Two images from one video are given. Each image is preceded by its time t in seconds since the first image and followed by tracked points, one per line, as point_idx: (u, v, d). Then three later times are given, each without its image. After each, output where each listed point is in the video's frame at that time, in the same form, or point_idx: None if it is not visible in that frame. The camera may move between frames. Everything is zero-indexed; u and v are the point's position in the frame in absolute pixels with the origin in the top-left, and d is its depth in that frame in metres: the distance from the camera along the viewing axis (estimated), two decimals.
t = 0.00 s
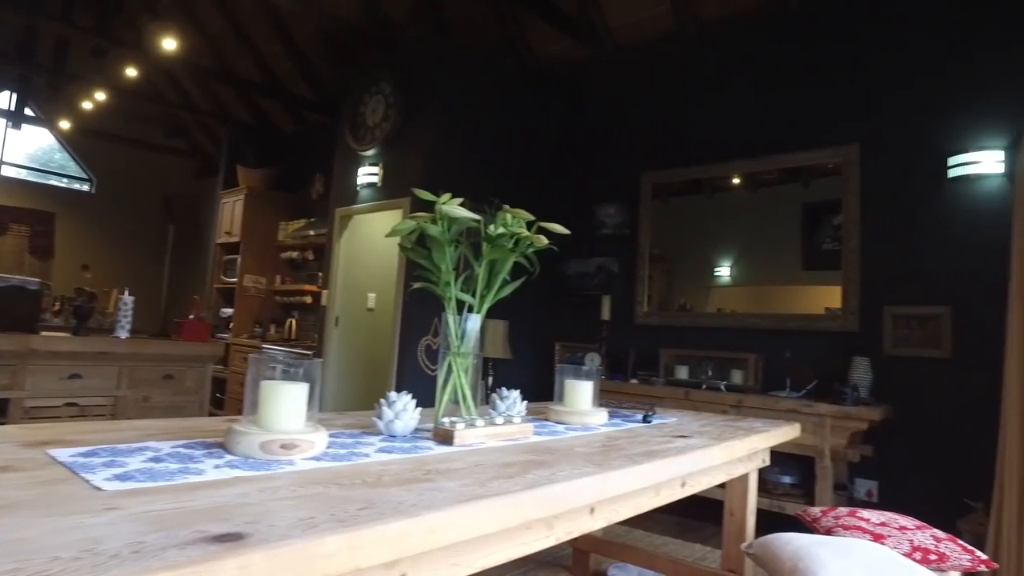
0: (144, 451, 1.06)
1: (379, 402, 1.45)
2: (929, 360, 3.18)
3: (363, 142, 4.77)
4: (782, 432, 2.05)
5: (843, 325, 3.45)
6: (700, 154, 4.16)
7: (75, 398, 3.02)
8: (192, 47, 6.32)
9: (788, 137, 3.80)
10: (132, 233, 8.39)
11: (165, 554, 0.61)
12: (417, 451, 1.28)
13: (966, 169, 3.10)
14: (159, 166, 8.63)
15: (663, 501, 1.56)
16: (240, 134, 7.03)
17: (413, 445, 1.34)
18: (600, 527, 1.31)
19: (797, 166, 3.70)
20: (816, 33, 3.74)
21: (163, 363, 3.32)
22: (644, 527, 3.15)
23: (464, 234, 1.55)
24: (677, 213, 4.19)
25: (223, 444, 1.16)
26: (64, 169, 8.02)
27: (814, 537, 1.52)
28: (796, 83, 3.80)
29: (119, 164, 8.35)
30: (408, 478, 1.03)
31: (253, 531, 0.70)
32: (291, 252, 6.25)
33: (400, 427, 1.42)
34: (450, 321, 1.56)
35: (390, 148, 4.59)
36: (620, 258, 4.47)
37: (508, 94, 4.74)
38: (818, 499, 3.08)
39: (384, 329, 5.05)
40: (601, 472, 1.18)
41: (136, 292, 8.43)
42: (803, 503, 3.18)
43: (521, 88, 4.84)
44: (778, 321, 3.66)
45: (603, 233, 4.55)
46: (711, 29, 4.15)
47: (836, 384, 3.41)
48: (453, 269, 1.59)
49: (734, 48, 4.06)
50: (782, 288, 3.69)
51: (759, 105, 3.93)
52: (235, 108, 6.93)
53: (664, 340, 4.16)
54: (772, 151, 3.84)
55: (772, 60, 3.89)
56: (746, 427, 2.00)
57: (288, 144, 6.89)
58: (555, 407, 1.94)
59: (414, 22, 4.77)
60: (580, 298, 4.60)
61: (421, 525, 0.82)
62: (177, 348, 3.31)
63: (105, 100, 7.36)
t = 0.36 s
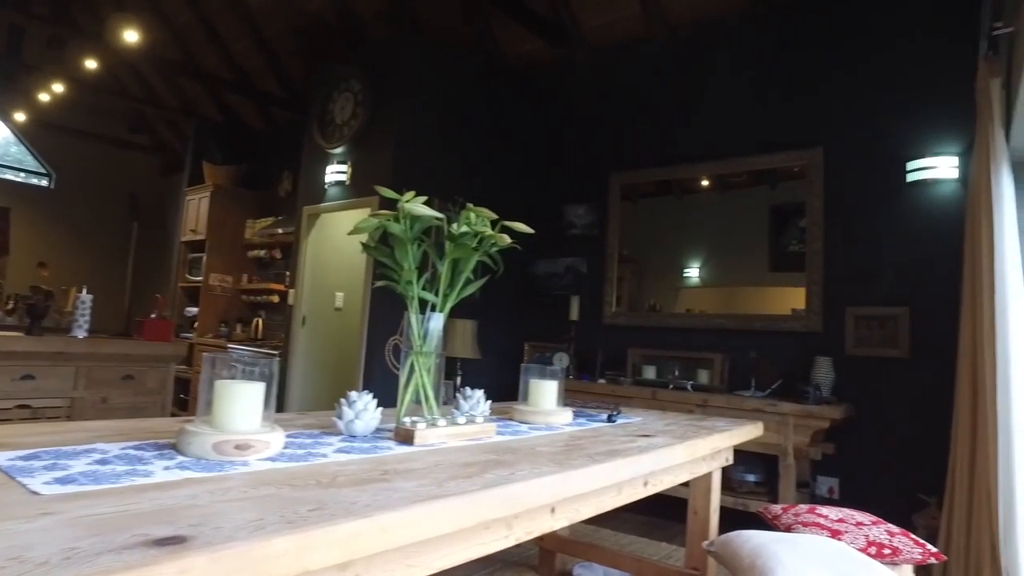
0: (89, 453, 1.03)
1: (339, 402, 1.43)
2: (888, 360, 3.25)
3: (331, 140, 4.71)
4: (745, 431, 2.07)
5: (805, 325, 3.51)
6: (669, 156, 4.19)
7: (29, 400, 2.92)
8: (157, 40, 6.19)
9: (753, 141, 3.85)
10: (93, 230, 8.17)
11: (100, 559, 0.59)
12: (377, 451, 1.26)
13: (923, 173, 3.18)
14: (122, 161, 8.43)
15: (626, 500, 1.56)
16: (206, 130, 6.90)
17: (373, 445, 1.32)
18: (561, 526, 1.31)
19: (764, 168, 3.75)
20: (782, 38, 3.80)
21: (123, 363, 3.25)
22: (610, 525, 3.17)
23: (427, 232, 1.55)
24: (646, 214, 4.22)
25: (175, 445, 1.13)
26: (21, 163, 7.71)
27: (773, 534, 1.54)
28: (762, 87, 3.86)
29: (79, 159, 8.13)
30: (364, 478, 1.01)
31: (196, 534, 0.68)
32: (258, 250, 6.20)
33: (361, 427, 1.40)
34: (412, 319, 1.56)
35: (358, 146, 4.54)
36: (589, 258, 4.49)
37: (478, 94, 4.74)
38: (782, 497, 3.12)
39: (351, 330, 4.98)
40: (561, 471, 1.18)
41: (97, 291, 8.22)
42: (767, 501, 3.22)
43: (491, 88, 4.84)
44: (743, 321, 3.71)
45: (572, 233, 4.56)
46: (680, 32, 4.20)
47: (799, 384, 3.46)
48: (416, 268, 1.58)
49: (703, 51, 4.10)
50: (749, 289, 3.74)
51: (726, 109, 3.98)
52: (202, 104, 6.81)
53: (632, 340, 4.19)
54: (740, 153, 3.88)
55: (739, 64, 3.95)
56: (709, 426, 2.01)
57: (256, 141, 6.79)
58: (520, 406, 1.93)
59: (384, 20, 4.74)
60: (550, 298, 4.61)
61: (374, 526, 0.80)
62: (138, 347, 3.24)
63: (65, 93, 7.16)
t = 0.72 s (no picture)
0: (26, 457, 1.00)
1: (294, 402, 1.41)
2: (846, 360, 3.32)
3: (295, 137, 4.64)
4: (705, 430, 2.09)
5: (766, 326, 3.57)
6: (636, 158, 4.22)
7: None
8: (116, 32, 6.03)
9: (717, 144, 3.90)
10: (48, 225, 7.93)
11: (22, 569, 0.57)
12: (331, 452, 1.24)
13: (880, 178, 3.25)
14: (79, 156, 8.20)
15: (585, 500, 1.56)
16: (168, 125, 6.75)
17: (328, 446, 1.30)
18: (518, 527, 1.30)
19: (727, 171, 3.80)
20: (746, 42, 3.86)
21: (76, 364, 3.16)
22: (574, 525, 3.17)
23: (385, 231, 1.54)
24: (612, 215, 4.25)
25: (118, 448, 1.09)
26: None
27: (729, 532, 1.55)
28: (726, 91, 3.91)
29: (34, 153, 7.88)
30: (315, 479, 0.99)
31: (129, 540, 0.66)
32: (222, 249, 6.08)
33: (316, 427, 1.38)
34: (370, 319, 1.54)
35: (323, 143, 4.48)
36: (555, 259, 4.50)
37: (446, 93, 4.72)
38: (743, 495, 3.16)
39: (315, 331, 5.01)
40: (517, 472, 1.17)
41: (52, 288, 7.97)
42: (728, 499, 3.26)
43: (459, 87, 4.82)
44: (706, 321, 3.76)
45: (539, 234, 4.57)
46: (647, 35, 4.23)
47: (759, 384, 3.52)
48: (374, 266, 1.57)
49: (669, 54, 4.14)
50: (714, 290, 3.79)
51: (691, 111, 4.03)
52: (164, 99, 6.66)
53: (597, 340, 4.21)
54: (705, 155, 3.92)
55: (705, 68, 3.99)
56: (669, 425, 2.03)
57: (220, 137, 6.66)
58: (482, 407, 1.93)
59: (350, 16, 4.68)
60: (516, 298, 4.61)
61: (320, 528, 0.79)
62: (93, 347, 3.15)
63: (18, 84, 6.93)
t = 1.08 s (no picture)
0: None
1: (249, 402, 1.37)
2: (807, 360, 3.37)
3: (259, 133, 4.55)
4: (668, 429, 2.10)
5: (730, 327, 3.61)
6: (604, 159, 4.23)
7: None
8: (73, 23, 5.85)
9: (683, 146, 3.94)
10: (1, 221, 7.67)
11: None
12: (285, 453, 1.21)
13: (841, 181, 3.31)
14: (34, 149, 7.95)
15: (546, 501, 1.55)
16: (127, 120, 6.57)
17: (283, 447, 1.26)
18: (478, 528, 1.28)
19: (693, 173, 3.83)
20: (713, 46, 3.89)
21: (25, 365, 3.05)
22: (539, 525, 3.16)
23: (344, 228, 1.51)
24: (579, 215, 4.26)
25: (58, 452, 1.05)
26: None
27: (689, 531, 1.56)
28: (693, 93, 3.94)
29: None
30: (265, 482, 0.96)
31: (56, 549, 0.63)
32: (184, 247, 5.95)
33: (271, 428, 1.35)
34: (328, 317, 1.51)
35: (287, 140, 4.40)
36: (523, 259, 4.49)
37: (414, 91, 4.67)
38: (706, 494, 3.19)
39: (276, 331, 4.97)
40: (476, 473, 1.16)
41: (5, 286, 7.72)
42: (692, 498, 3.29)
43: (428, 85, 4.78)
44: (672, 322, 3.79)
45: (506, 234, 4.56)
46: (615, 37, 4.25)
47: (723, 383, 3.56)
48: (333, 264, 1.54)
49: (638, 56, 4.16)
50: (679, 290, 3.82)
51: (658, 113, 4.05)
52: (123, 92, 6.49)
53: (563, 340, 4.22)
54: (672, 157, 3.95)
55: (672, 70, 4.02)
56: (632, 425, 2.03)
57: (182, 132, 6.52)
58: (444, 407, 1.91)
59: (317, 11, 4.61)
60: (483, 298, 4.59)
61: (265, 532, 0.76)
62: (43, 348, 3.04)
63: None
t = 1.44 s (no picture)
0: None
1: (198, 405, 1.33)
2: (766, 360, 3.43)
3: (218, 129, 4.45)
4: (628, 429, 2.10)
5: (691, 327, 3.65)
6: (569, 160, 4.25)
7: None
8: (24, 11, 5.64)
9: (646, 148, 3.98)
10: None
11: None
12: (234, 457, 1.18)
13: (800, 185, 3.36)
14: None
15: (503, 502, 1.55)
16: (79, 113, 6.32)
17: (232, 450, 1.23)
18: (432, 531, 1.27)
19: (657, 175, 3.87)
20: (676, 50, 3.93)
21: None
22: (500, 526, 3.16)
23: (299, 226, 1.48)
24: (544, 216, 4.26)
25: None
26: None
27: (646, 531, 1.56)
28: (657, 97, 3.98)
29: None
30: (209, 486, 0.93)
31: None
32: (140, 244, 5.80)
33: (221, 431, 1.31)
34: (282, 318, 1.48)
35: (248, 136, 4.30)
36: (487, 259, 4.49)
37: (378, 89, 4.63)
38: (667, 493, 3.22)
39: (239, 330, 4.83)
40: (428, 475, 1.14)
41: None
42: (653, 498, 3.31)
43: (393, 83, 4.74)
44: (636, 322, 3.82)
45: (470, 233, 4.55)
46: (581, 38, 4.26)
47: (683, 384, 3.60)
48: (287, 263, 1.51)
49: (603, 58, 4.18)
50: (642, 291, 3.85)
51: (623, 116, 4.08)
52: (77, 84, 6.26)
53: (527, 340, 4.22)
54: (636, 159, 3.99)
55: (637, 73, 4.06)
56: (592, 426, 2.03)
57: (138, 126, 6.36)
58: (403, 408, 1.90)
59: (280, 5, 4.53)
60: (447, 298, 4.56)
61: (203, 540, 0.74)
62: None
63: None
